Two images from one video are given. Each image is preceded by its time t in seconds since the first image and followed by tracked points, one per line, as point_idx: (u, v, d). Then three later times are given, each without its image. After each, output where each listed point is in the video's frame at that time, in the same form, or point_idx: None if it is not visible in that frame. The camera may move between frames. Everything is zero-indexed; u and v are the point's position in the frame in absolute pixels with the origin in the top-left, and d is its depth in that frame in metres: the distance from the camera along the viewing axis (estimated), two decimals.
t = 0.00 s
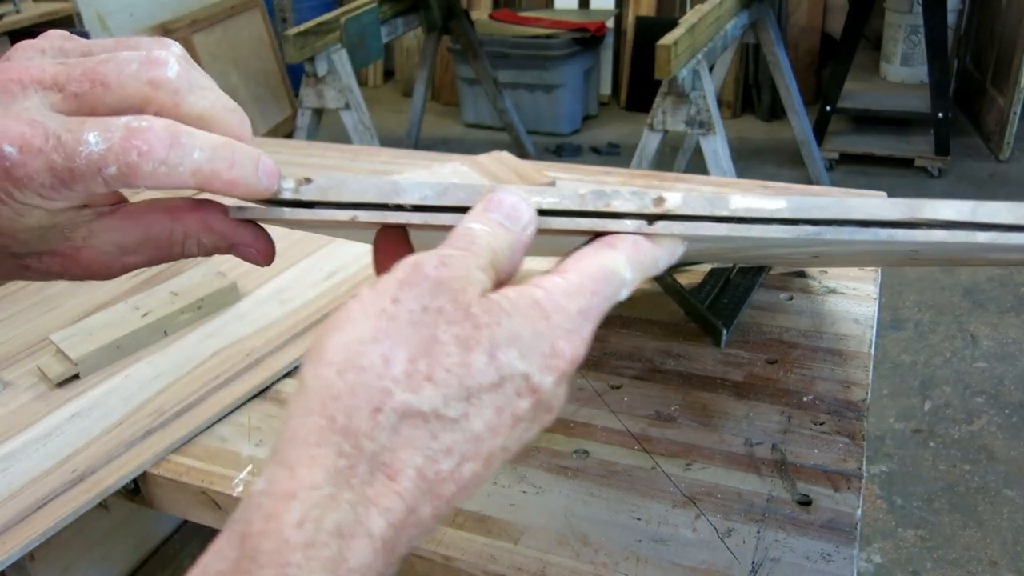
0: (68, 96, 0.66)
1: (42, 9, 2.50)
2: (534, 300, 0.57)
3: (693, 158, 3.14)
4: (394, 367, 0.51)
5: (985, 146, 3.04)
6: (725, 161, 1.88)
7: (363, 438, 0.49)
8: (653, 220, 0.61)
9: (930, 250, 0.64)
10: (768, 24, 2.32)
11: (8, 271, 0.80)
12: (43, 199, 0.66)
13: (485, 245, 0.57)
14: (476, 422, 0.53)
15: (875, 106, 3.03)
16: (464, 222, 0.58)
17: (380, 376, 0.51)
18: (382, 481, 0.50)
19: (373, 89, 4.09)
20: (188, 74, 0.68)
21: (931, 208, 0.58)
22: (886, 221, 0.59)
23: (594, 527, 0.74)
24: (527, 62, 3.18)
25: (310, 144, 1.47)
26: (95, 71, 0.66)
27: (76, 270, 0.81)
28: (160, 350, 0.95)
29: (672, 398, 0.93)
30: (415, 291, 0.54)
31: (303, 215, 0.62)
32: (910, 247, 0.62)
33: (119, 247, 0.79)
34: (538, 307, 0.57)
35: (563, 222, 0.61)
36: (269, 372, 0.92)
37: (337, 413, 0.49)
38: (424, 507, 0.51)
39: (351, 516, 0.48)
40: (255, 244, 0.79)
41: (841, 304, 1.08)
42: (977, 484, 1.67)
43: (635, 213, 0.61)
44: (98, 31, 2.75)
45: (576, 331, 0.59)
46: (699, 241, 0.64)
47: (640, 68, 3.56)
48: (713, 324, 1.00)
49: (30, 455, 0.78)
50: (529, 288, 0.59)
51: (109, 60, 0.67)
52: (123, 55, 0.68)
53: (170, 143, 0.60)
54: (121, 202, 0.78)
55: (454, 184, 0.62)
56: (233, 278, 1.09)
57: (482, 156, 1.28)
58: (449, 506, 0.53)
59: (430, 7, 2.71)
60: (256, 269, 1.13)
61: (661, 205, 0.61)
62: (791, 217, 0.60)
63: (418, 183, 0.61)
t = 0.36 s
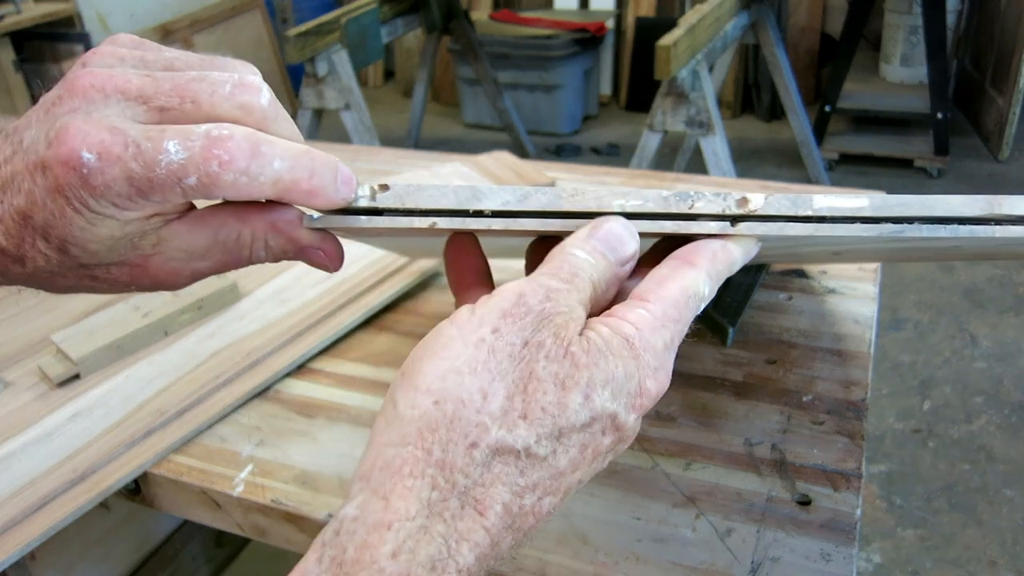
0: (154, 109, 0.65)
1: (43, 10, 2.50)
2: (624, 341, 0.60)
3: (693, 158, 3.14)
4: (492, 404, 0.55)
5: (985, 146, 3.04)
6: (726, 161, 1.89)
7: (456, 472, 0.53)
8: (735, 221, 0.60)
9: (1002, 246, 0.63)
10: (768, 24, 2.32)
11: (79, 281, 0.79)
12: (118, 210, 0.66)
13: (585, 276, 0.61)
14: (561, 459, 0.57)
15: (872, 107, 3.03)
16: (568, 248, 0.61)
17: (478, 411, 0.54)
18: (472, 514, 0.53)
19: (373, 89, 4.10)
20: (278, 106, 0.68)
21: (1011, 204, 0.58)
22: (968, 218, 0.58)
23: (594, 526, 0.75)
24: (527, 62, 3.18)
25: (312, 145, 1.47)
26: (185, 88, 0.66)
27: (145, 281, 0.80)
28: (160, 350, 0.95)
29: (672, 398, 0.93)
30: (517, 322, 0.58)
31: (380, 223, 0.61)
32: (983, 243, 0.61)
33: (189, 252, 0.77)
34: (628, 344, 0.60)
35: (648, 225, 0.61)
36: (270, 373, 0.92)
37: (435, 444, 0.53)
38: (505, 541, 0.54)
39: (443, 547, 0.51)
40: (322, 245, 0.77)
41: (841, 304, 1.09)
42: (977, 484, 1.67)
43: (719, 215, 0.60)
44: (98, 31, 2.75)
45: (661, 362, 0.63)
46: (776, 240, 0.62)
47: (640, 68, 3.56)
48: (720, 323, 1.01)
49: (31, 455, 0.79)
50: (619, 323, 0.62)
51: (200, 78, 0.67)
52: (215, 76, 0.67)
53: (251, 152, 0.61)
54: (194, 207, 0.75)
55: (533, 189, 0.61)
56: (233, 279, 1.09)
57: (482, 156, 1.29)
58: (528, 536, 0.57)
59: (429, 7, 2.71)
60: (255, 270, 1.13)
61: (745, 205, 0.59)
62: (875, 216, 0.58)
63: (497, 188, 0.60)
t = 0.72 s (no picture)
0: (192, 107, 0.69)
1: (44, 10, 2.50)
2: (654, 350, 0.60)
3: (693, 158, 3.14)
4: (529, 417, 0.54)
5: (986, 146, 3.04)
6: (726, 161, 1.89)
7: (496, 487, 0.53)
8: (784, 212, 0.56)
9: None
10: (768, 24, 2.32)
11: (110, 282, 0.76)
12: (147, 200, 0.66)
13: (610, 279, 0.61)
14: (593, 470, 0.56)
15: (872, 107, 3.03)
16: (591, 247, 0.61)
17: (516, 426, 0.54)
18: (512, 530, 0.53)
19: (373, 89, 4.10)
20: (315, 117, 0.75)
21: None
22: (1017, 206, 0.56)
23: (594, 526, 0.75)
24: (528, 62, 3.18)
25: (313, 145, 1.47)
26: (229, 97, 0.70)
27: (178, 282, 0.77)
28: (161, 350, 0.95)
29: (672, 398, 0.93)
30: (548, 334, 0.57)
31: (422, 218, 0.58)
32: None
33: (222, 251, 0.74)
34: (656, 354, 0.60)
35: (698, 217, 0.56)
36: (270, 372, 0.92)
37: (473, 459, 0.54)
38: (541, 553, 0.55)
39: (484, 563, 0.51)
40: (364, 241, 0.75)
41: (841, 304, 1.08)
42: (977, 484, 1.67)
43: (767, 206, 0.56)
44: (99, 31, 2.74)
45: (689, 369, 0.62)
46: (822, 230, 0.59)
47: (640, 68, 3.56)
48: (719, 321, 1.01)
49: (31, 455, 0.79)
50: (646, 332, 0.61)
51: (246, 91, 0.72)
52: (262, 91, 0.73)
53: (294, 143, 0.62)
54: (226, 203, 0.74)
55: (582, 181, 0.57)
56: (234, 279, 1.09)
57: (482, 156, 1.29)
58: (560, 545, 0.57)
59: (429, 7, 2.71)
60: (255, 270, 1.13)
61: (795, 195, 0.55)
62: (923, 206, 0.55)
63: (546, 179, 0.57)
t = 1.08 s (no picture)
0: (192, 135, 0.69)
1: (44, 10, 2.50)
2: (668, 362, 0.60)
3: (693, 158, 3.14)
4: (538, 432, 0.54)
5: (985, 146, 3.04)
6: (726, 161, 1.89)
7: (505, 503, 0.53)
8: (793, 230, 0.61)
9: None
10: (768, 24, 2.32)
11: (119, 311, 0.77)
12: (148, 233, 0.65)
13: (621, 292, 0.62)
14: (606, 486, 0.56)
15: (872, 107, 3.03)
16: (602, 264, 0.63)
17: (524, 440, 0.54)
18: (521, 547, 0.53)
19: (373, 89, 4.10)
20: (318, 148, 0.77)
21: None
22: None
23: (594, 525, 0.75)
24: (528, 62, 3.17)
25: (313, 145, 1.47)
26: (227, 122, 0.71)
27: (186, 308, 0.77)
28: (161, 350, 0.95)
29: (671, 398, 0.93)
30: (558, 347, 0.57)
31: (430, 238, 0.62)
32: None
33: (227, 275, 0.74)
34: (670, 366, 0.60)
35: (705, 235, 0.61)
36: (271, 372, 0.92)
37: (481, 475, 0.53)
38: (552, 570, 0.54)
39: None
40: (368, 260, 0.76)
41: (841, 304, 1.08)
42: (977, 484, 1.67)
43: (775, 224, 0.61)
44: (99, 31, 2.74)
45: (704, 382, 0.62)
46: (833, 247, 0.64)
47: (639, 68, 3.56)
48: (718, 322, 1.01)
49: (32, 456, 0.78)
50: (660, 344, 0.61)
51: (246, 116, 0.72)
52: (261, 115, 0.73)
53: (292, 175, 0.62)
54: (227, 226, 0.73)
55: (590, 201, 0.62)
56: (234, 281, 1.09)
57: (482, 156, 1.29)
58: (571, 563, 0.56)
59: (428, 7, 2.71)
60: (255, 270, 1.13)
61: (802, 214, 0.61)
62: (931, 223, 0.60)
63: (553, 202, 0.61)
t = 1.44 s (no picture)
0: (199, 149, 0.70)
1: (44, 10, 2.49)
2: (671, 355, 0.60)
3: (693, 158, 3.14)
4: (538, 424, 0.54)
5: (985, 146, 3.04)
6: (726, 161, 1.89)
7: (502, 497, 0.52)
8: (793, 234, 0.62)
9: None
10: (768, 24, 2.32)
11: (117, 329, 0.76)
12: (155, 246, 0.66)
13: (624, 289, 0.61)
14: (605, 480, 0.56)
15: (872, 107, 3.03)
16: (603, 263, 0.63)
17: (523, 433, 0.53)
18: (518, 541, 0.52)
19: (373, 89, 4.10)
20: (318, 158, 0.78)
21: None
22: None
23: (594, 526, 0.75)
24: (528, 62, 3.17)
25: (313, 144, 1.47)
26: (235, 136, 0.72)
27: (180, 325, 0.77)
28: (160, 350, 0.95)
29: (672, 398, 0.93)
30: (560, 338, 0.57)
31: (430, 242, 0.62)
32: None
33: (225, 288, 0.75)
34: (673, 360, 0.60)
35: (706, 239, 0.62)
36: (272, 371, 0.92)
37: (479, 468, 0.53)
38: (550, 566, 0.54)
39: None
40: (365, 262, 0.76)
41: (841, 304, 1.08)
42: (977, 484, 1.67)
43: (775, 228, 0.62)
44: (99, 31, 2.74)
45: (706, 377, 0.62)
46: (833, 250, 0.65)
47: (639, 68, 3.56)
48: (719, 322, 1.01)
49: (32, 456, 0.79)
50: (663, 338, 0.62)
51: (251, 130, 0.73)
52: (267, 129, 0.74)
53: (298, 186, 0.62)
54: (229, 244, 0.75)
55: (590, 206, 0.63)
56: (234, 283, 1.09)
57: (482, 155, 1.29)
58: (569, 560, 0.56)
59: (428, 8, 2.71)
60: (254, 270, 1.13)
61: (802, 219, 0.61)
62: (931, 228, 0.60)
63: (553, 207, 0.62)
